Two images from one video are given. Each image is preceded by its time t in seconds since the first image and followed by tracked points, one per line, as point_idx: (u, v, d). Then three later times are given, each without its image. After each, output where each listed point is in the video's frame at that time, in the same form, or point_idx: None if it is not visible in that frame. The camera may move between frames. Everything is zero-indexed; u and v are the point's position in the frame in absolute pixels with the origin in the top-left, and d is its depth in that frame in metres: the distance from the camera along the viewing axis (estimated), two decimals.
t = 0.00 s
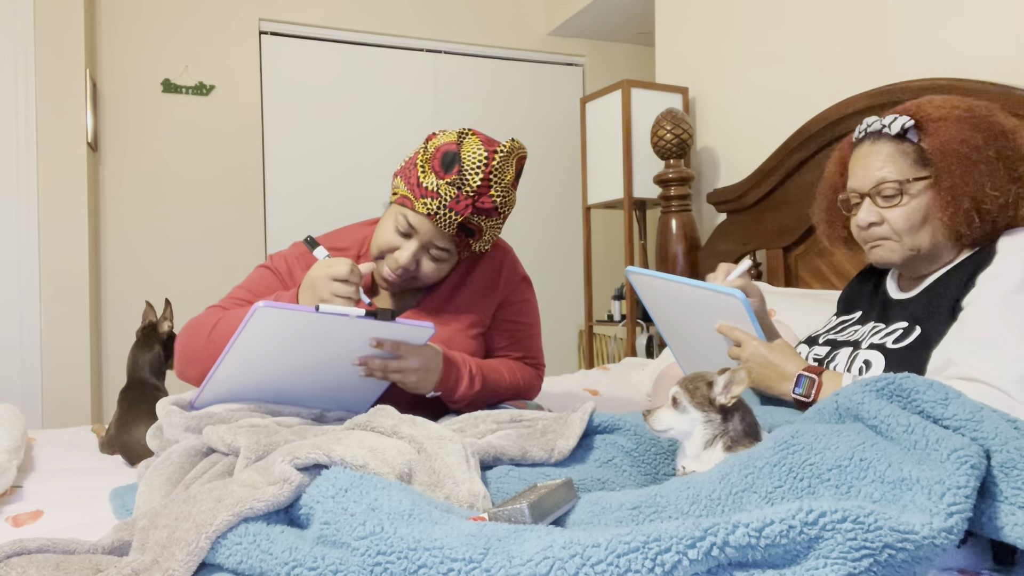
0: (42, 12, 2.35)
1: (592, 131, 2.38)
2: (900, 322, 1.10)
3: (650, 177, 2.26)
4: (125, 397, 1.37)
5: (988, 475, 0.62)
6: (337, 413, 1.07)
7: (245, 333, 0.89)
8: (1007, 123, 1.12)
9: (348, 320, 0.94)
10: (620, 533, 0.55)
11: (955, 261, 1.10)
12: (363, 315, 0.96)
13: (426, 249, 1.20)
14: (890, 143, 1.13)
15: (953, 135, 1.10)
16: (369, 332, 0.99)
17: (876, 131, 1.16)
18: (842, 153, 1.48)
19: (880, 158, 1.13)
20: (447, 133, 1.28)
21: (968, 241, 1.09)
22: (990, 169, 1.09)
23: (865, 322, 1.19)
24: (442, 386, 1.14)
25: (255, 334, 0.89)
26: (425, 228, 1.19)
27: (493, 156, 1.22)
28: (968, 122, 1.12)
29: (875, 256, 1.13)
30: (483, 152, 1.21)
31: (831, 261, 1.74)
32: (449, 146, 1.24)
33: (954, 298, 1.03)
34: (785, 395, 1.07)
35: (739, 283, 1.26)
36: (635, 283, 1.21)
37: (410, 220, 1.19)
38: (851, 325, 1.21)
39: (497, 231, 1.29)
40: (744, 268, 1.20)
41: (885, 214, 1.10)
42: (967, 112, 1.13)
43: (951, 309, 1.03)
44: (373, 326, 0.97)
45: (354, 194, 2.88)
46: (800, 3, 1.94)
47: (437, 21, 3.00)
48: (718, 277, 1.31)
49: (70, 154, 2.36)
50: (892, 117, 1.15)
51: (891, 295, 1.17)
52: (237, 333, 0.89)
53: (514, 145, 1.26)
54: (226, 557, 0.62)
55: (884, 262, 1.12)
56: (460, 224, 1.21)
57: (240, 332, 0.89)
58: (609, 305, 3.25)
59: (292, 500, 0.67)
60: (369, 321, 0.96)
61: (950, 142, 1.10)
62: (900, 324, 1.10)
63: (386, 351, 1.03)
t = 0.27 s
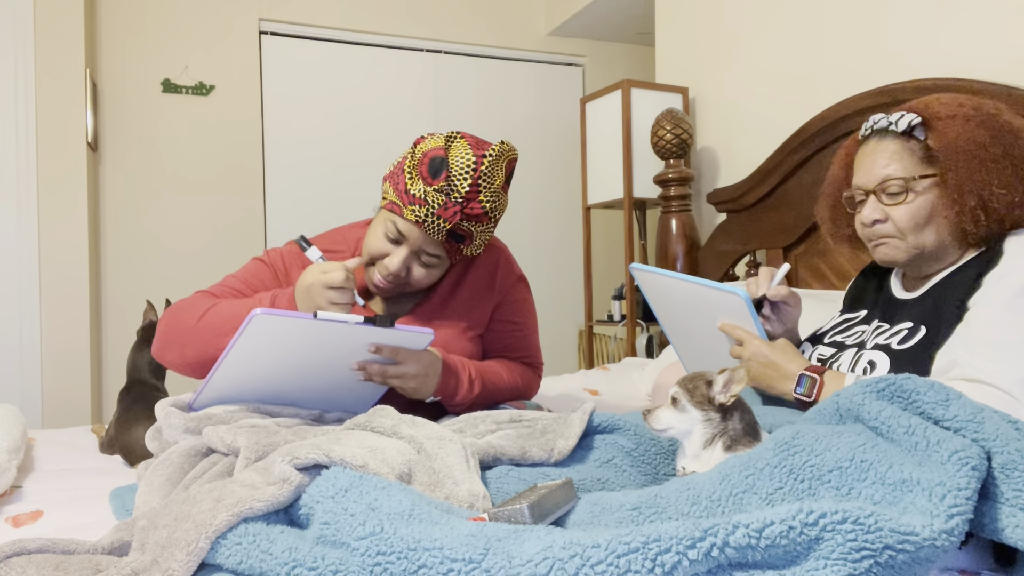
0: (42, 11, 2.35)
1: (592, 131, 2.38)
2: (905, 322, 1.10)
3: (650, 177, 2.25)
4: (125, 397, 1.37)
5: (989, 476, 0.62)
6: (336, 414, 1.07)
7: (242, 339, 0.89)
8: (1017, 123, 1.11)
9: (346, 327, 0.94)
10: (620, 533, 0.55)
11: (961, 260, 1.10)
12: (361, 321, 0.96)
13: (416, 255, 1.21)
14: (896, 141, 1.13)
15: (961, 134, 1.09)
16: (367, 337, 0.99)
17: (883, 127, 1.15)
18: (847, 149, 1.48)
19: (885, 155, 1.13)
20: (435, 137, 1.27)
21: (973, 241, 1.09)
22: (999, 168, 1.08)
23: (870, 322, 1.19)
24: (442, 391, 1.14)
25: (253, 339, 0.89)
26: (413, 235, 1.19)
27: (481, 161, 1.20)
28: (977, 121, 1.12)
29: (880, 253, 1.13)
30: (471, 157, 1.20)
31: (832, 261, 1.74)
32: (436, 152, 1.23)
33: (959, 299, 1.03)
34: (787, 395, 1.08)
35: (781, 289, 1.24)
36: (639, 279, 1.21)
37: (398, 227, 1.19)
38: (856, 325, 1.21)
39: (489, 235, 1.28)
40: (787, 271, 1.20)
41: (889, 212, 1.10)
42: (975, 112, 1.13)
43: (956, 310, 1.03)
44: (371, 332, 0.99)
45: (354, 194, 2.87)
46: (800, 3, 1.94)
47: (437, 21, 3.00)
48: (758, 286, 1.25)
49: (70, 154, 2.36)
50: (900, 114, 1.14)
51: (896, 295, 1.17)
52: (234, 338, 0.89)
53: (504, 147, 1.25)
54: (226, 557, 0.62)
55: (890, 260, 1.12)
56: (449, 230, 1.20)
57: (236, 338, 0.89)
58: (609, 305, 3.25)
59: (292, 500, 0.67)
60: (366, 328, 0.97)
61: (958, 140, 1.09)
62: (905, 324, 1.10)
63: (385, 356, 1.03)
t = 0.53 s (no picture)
0: (42, 11, 2.35)
1: (592, 131, 2.38)
2: (904, 322, 1.10)
3: (650, 177, 2.26)
4: (125, 398, 1.37)
5: (988, 475, 0.63)
6: (336, 414, 1.07)
7: (242, 339, 0.89)
8: None
9: (348, 326, 0.95)
10: (620, 533, 0.55)
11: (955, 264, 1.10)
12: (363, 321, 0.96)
13: (418, 255, 1.21)
14: (904, 139, 1.13)
15: (967, 139, 1.08)
16: (369, 338, 0.99)
17: (893, 124, 1.15)
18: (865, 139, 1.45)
19: (891, 154, 1.13)
20: (439, 137, 1.27)
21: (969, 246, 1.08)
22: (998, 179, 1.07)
23: (869, 322, 1.19)
24: (443, 393, 1.14)
25: (255, 338, 0.89)
26: (415, 235, 1.19)
27: (484, 161, 1.20)
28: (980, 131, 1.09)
29: (876, 249, 1.15)
30: (474, 157, 1.20)
31: (832, 261, 1.74)
32: (440, 152, 1.23)
33: (958, 299, 1.03)
34: (784, 397, 1.07)
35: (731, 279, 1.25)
36: (635, 284, 1.21)
37: (400, 226, 1.19)
38: (856, 325, 1.21)
39: (491, 236, 1.28)
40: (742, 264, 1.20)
41: (886, 210, 1.10)
42: (990, 117, 1.10)
43: (955, 311, 1.03)
44: (373, 332, 0.99)
45: (354, 194, 2.88)
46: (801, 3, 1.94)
47: (437, 21, 3.00)
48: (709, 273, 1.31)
49: (70, 154, 2.36)
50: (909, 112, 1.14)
51: (896, 295, 1.17)
52: (236, 337, 0.89)
53: (507, 149, 1.25)
54: (226, 557, 0.62)
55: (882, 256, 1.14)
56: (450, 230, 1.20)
57: (237, 338, 0.89)
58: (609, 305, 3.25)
59: (292, 500, 0.67)
60: (370, 328, 0.98)
61: (963, 145, 1.08)
62: (905, 325, 1.09)
63: (386, 358, 1.03)
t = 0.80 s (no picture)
0: (42, 11, 2.35)
1: (593, 131, 2.38)
2: (905, 322, 1.10)
3: (650, 177, 2.26)
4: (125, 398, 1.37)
5: (989, 476, 0.62)
6: (337, 414, 1.07)
7: (242, 336, 0.89)
8: (1021, 134, 1.08)
9: (349, 324, 0.94)
10: (620, 533, 0.55)
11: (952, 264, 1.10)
12: (364, 319, 0.96)
13: (421, 254, 1.21)
14: (900, 137, 1.13)
15: (963, 139, 1.08)
16: (369, 336, 0.99)
17: (892, 122, 1.15)
18: (865, 139, 1.45)
19: (886, 152, 1.13)
20: (441, 137, 1.27)
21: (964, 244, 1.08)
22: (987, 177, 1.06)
23: (870, 322, 1.19)
24: (443, 392, 1.14)
25: (255, 335, 0.89)
26: (418, 233, 1.19)
27: (487, 160, 1.20)
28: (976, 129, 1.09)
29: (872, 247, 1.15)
30: (478, 156, 1.20)
31: (832, 261, 1.74)
32: (444, 151, 1.23)
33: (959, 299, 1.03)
34: (784, 397, 1.07)
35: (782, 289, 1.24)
36: (636, 283, 1.21)
37: (404, 224, 1.19)
38: (857, 325, 1.21)
39: (493, 235, 1.28)
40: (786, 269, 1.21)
41: (880, 208, 1.11)
42: (985, 116, 1.10)
43: (956, 310, 1.03)
44: (373, 330, 0.98)
45: (354, 194, 2.88)
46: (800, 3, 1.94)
47: (437, 21, 3.00)
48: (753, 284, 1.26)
49: (70, 155, 2.37)
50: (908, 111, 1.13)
51: (897, 295, 1.17)
52: (236, 334, 0.89)
53: (509, 148, 1.25)
54: (226, 557, 0.62)
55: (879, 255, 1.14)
56: (454, 228, 1.20)
57: (237, 335, 0.89)
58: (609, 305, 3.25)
59: (292, 500, 0.67)
60: (371, 325, 0.97)
61: (958, 144, 1.08)
62: (906, 324, 1.09)
63: (386, 355, 1.03)
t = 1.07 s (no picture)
0: (42, 11, 2.35)
1: (593, 131, 2.38)
2: (906, 323, 1.10)
3: (650, 177, 2.26)
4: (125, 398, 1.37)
5: (988, 476, 0.62)
6: (336, 414, 1.07)
7: (241, 338, 0.89)
8: None
9: (348, 325, 0.95)
10: (620, 533, 0.55)
11: (952, 266, 1.10)
12: (363, 321, 0.96)
13: (421, 256, 1.21)
14: (906, 138, 1.13)
15: (968, 140, 1.07)
16: (368, 337, 0.99)
17: (898, 122, 1.15)
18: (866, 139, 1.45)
19: (892, 152, 1.13)
20: (442, 137, 1.27)
21: (964, 248, 1.08)
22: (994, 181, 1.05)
23: (871, 322, 1.19)
24: (443, 392, 1.14)
25: (254, 337, 0.89)
26: (418, 234, 1.19)
27: (488, 161, 1.20)
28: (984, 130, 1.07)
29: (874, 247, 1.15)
30: (477, 157, 1.20)
31: (832, 261, 1.74)
32: (444, 152, 1.23)
33: (958, 301, 1.03)
34: (784, 397, 1.07)
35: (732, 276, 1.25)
36: (636, 284, 1.20)
37: (404, 225, 1.19)
38: (857, 325, 1.21)
39: (494, 235, 1.28)
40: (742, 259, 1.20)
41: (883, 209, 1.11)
42: (992, 117, 1.08)
43: (956, 312, 1.03)
44: (372, 332, 0.99)
45: (354, 194, 2.88)
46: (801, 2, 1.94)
47: (437, 21, 3.00)
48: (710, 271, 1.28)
49: (70, 155, 2.36)
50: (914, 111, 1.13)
51: (898, 295, 1.17)
52: (235, 336, 0.89)
53: (508, 149, 1.25)
54: (226, 557, 0.62)
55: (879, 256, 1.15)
56: (454, 230, 1.20)
57: (236, 337, 0.89)
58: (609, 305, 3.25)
59: (292, 500, 0.67)
60: (370, 327, 0.97)
61: (962, 146, 1.07)
62: (906, 325, 1.09)
63: (385, 357, 1.03)
